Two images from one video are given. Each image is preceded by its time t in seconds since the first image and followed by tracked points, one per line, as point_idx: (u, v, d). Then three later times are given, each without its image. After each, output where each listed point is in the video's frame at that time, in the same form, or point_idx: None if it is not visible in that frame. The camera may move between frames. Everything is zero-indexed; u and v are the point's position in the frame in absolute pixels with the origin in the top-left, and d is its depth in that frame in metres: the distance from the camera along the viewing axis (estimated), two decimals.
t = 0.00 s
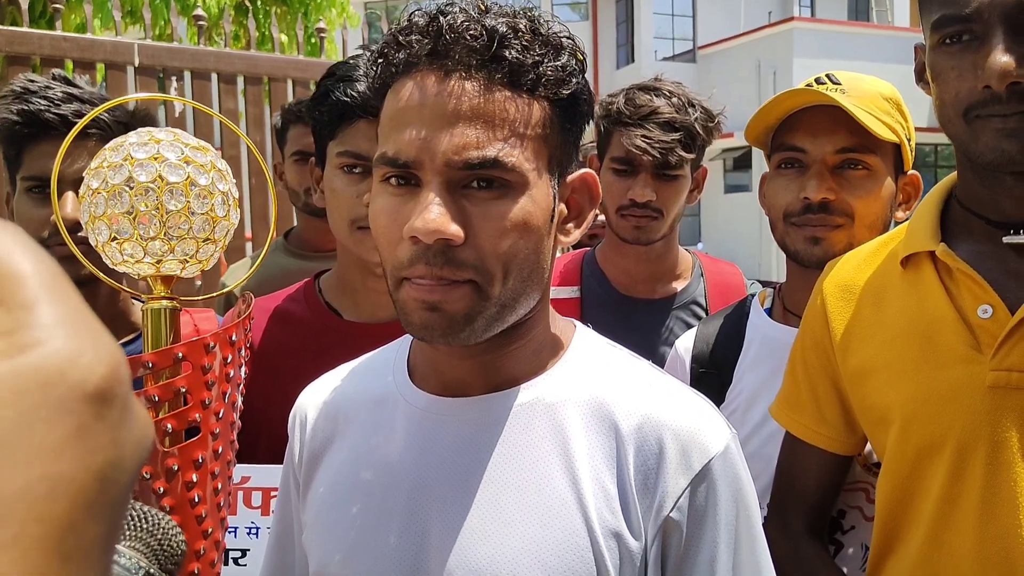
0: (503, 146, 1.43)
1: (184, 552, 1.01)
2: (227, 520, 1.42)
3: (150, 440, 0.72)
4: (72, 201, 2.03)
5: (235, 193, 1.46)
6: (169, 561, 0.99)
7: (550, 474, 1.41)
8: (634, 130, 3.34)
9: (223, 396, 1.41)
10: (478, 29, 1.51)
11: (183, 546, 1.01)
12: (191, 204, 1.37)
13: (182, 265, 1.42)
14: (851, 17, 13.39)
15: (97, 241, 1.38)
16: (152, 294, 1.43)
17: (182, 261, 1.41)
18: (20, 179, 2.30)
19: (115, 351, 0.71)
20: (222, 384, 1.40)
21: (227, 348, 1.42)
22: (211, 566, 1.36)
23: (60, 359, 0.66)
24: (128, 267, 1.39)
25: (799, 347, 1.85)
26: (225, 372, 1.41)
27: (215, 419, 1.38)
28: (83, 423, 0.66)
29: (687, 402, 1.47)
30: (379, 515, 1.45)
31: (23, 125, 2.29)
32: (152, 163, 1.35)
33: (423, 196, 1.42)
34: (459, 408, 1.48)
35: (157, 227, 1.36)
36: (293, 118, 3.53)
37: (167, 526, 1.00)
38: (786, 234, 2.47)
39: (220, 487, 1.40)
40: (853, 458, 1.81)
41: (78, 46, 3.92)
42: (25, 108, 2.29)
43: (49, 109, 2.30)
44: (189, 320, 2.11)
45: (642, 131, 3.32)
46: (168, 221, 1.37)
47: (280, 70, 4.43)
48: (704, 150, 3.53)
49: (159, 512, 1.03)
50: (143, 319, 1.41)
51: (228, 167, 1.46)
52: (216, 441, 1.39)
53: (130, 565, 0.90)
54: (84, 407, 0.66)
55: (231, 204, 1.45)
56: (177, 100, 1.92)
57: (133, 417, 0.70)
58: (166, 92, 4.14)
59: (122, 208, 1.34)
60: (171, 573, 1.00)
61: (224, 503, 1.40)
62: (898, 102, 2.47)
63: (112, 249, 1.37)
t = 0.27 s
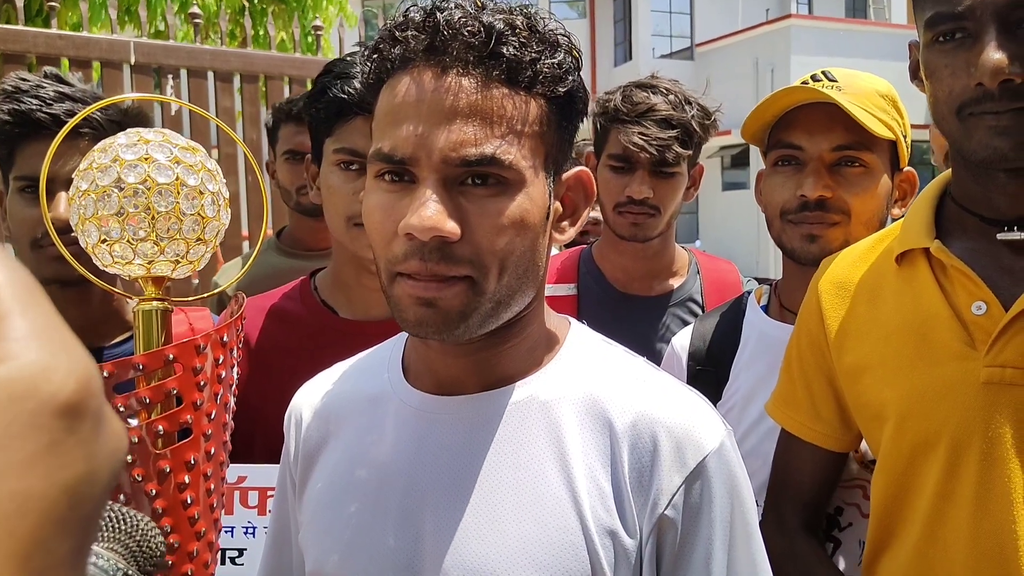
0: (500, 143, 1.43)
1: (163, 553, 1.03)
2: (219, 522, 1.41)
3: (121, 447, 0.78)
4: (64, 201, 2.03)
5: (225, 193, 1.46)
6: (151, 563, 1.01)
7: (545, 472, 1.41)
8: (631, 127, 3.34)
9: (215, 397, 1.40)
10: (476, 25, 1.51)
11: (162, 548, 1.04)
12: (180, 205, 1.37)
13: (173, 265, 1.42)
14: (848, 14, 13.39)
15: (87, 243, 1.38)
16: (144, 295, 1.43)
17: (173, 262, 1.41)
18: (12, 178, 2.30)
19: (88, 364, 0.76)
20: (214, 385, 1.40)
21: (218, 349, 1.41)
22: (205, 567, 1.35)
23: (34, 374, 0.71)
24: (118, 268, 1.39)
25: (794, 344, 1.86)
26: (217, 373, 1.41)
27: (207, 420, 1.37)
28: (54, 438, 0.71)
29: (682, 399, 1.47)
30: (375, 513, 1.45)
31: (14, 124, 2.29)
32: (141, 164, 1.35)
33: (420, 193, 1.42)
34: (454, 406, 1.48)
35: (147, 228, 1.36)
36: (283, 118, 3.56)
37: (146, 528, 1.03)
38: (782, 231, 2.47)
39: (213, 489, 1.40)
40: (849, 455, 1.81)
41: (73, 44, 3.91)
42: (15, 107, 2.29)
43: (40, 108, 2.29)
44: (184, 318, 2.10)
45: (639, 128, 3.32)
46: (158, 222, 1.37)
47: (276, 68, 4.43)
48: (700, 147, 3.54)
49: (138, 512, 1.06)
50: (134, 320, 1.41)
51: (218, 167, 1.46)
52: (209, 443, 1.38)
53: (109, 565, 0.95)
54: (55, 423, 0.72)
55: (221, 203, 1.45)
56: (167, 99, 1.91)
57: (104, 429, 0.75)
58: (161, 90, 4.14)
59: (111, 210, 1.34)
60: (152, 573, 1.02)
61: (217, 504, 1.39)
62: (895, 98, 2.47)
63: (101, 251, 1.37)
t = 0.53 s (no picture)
0: (502, 141, 1.43)
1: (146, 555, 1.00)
2: (219, 521, 1.40)
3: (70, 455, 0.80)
4: (62, 200, 2.02)
5: (224, 192, 1.45)
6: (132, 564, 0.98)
7: (544, 470, 1.41)
8: (630, 125, 3.34)
9: (214, 397, 1.40)
10: (480, 23, 1.50)
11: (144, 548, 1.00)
12: (179, 204, 1.37)
13: (172, 265, 1.41)
14: (846, 12, 13.39)
15: (86, 242, 1.38)
16: (143, 294, 1.43)
17: (172, 261, 1.41)
18: (10, 177, 2.29)
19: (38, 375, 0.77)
20: (213, 384, 1.39)
21: (217, 348, 1.40)
22: (205, 567, 1.35)
23: None
24: (117, 267, 1.39)
25: (792, 342, 1.85)
26: (216, 373, 1.40)
27: (206, 420, 1.37)
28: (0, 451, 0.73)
29: (681, 398, 1.47)
30: (374, 512, 1.45)
31: (11, 123, 2.28)
32: (139, 163, 1.35)
33: (421, 190, 1.41)
34: (453, 405, 1.48)
35: (145, 227, 1.36)
36: (275, 116, 3.57)
37: (128, 529, 0.99)
38: (782, 229, 2.47)
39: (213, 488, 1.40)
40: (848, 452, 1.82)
41: (71, 42, 3.90)
42: (12, 105, 2.28)
43: (38, 107, 2.29)
44: (183, 316, 2.10)
45: (638, 126, 3.32)
46: (156, 222, 1.36)
47: (275, 66, 4.42)
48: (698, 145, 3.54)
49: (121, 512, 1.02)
50: (133, 319, 1.42)
51: (217, 166, 1.46)
52: (208, 442, 1.38)
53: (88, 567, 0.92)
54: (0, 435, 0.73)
55: (220, 203, 1.44)
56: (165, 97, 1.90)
57: (53, 439, 0.78)
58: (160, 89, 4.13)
59: (109, 209, 1.34)
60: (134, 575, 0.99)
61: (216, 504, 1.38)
62: (895, 96, 2.47)
63: (100, 250, 1.37)
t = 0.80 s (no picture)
0: (503, 144, 1.43)
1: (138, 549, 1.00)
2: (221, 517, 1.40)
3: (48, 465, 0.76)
4: (63, 200, 2.02)
5: (231, 191, 1.45)
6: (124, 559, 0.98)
7: (542, 471, 1.41)
8: (627, 124, 3.34)
9: (219, 394, 1.40)
10: (481, 26, 1.51)
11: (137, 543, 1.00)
12: (186, 203, 1.37)
13: (178, 263, 1.41)
14: (845, 10, 13.39)
15: (92, 239, 1.39)
16: (149, 292, 1.43)
17: (178, 259, 1.41)
18: (11, 178, 2.28)
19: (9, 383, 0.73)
20: (219, 381, 1.40)
21: (223, 346, 1.40)
22: (207, 563, 1.34)
23: None
24: (123, 265, 1.39)
25: (791, 340, 1.86)
26: (221, 370, 1.40)
27: (210, 417, 1.38)
28: None
29: (679, 399, 1.47)
30: (372, 512, 1.45)
31: (12, 123, 2.27)
32: (148, 161, 1.35)
33: (422, 192, 1.42)
34: (453, 405, 1.48)
35: (153, 225, 1.36)
36: (259, 115, 3.57)
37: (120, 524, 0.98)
38: (779, 228, 2.47)
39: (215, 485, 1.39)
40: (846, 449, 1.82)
41: (70, 42, 3.90)
42: (13, 106, 2.28)
43: (39, 107, 2.28)
44: (186, 316, 2.11)
45: (635, 124, 3.33)
46: (164, 220, 1.37)
47: (274, 66, 4.42)
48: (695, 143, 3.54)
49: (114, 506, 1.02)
50: (138, 316, 1.41)
51: (224, 166, 1.46)
52: (211, 439, 1.38)
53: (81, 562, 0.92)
54: None
55: (227, 202, 1.45)
56: (166, 96, 1.88)
57: (24, 447, 0.74)
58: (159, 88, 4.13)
59: (118, 207, 1.34)
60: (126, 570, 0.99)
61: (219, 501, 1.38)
62: (889, 94, 2.47)
63: (107, 247, 1.37)
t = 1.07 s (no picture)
0: (501, 145, 1.43)
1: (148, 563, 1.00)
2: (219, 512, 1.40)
3: (79, 467, 0.73)
4: (69, 202, 2.03)
5: (230, 189, 1.46)
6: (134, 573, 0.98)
7: (538, 471, 1.41)
8: (628, 124, 3.34)
9: (217, 390, 1.40)
10: (480, 28, 1.51)
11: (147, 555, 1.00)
12: (186, 200, 1.37)
13: (178, 260, 1.41)
14: (845, 9, 13.40)
15: (93, 237, 1.38)
16: (147, 289, 1.43)
17: (178, 257, 1.41)
18: (16, 179, 2.29)
19: (40, 379, 0.70)
20: (217, 377, 1.40)
21: (221, 343, 1.41)
22: (205, 557, 1.35)
23: None
24: (123, 262, 1.39)
25: (790, 338, 1.86)
26: (219, 366, 1.40)
27: (208, 412, 1.38)
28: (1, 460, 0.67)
29: (676, 401, 1.47)
30: (371, 512, 1.45)
31: (17, 124, 2.27)
32: (149, 159, 1.35)
33: (421, 193, 1.42)
34: (451, 405, 1.48)
35: (154, 222, 1.37)
36: (242, 117, 3.60)
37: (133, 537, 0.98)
38: (778, 228, 2.47)
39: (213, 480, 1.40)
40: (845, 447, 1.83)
41: (70, 43, 3.90)
42: (19, 107, 2.28)
43: (46, 109, 2.29)
44: (186, 317, 2.11)
45: (636, 125, 3.33)
46: (164, 217, 1.37)
47: (273, 66, 4.43)
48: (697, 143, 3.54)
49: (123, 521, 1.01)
50: (138, 312, 1.42)
51: (224, 164, 1.46)
52: (210, 434, 1.39)
53: None
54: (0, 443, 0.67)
55: (227, 200, 1.45)
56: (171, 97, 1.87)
57: (57, 449, 0.71)
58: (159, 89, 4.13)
59: (119, 204, 1.34)
60: None
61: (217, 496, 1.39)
62: (887, 93, 2.47)
63: (108, 245, 1.37)
